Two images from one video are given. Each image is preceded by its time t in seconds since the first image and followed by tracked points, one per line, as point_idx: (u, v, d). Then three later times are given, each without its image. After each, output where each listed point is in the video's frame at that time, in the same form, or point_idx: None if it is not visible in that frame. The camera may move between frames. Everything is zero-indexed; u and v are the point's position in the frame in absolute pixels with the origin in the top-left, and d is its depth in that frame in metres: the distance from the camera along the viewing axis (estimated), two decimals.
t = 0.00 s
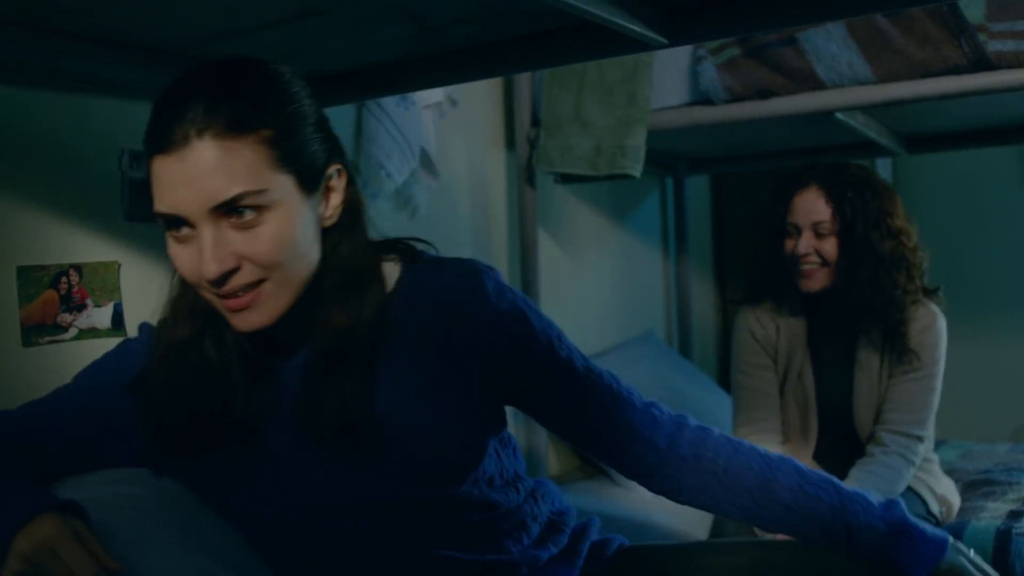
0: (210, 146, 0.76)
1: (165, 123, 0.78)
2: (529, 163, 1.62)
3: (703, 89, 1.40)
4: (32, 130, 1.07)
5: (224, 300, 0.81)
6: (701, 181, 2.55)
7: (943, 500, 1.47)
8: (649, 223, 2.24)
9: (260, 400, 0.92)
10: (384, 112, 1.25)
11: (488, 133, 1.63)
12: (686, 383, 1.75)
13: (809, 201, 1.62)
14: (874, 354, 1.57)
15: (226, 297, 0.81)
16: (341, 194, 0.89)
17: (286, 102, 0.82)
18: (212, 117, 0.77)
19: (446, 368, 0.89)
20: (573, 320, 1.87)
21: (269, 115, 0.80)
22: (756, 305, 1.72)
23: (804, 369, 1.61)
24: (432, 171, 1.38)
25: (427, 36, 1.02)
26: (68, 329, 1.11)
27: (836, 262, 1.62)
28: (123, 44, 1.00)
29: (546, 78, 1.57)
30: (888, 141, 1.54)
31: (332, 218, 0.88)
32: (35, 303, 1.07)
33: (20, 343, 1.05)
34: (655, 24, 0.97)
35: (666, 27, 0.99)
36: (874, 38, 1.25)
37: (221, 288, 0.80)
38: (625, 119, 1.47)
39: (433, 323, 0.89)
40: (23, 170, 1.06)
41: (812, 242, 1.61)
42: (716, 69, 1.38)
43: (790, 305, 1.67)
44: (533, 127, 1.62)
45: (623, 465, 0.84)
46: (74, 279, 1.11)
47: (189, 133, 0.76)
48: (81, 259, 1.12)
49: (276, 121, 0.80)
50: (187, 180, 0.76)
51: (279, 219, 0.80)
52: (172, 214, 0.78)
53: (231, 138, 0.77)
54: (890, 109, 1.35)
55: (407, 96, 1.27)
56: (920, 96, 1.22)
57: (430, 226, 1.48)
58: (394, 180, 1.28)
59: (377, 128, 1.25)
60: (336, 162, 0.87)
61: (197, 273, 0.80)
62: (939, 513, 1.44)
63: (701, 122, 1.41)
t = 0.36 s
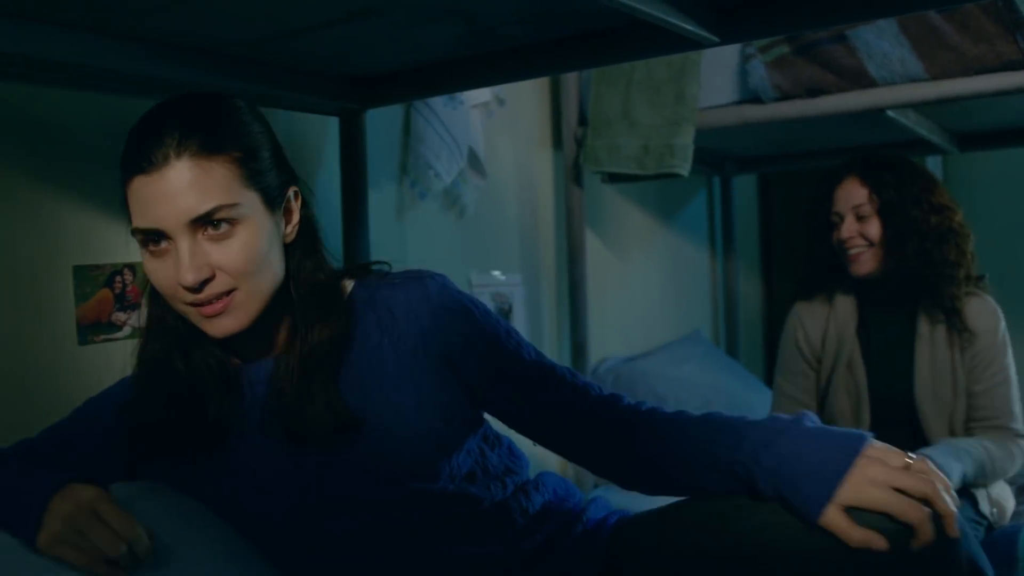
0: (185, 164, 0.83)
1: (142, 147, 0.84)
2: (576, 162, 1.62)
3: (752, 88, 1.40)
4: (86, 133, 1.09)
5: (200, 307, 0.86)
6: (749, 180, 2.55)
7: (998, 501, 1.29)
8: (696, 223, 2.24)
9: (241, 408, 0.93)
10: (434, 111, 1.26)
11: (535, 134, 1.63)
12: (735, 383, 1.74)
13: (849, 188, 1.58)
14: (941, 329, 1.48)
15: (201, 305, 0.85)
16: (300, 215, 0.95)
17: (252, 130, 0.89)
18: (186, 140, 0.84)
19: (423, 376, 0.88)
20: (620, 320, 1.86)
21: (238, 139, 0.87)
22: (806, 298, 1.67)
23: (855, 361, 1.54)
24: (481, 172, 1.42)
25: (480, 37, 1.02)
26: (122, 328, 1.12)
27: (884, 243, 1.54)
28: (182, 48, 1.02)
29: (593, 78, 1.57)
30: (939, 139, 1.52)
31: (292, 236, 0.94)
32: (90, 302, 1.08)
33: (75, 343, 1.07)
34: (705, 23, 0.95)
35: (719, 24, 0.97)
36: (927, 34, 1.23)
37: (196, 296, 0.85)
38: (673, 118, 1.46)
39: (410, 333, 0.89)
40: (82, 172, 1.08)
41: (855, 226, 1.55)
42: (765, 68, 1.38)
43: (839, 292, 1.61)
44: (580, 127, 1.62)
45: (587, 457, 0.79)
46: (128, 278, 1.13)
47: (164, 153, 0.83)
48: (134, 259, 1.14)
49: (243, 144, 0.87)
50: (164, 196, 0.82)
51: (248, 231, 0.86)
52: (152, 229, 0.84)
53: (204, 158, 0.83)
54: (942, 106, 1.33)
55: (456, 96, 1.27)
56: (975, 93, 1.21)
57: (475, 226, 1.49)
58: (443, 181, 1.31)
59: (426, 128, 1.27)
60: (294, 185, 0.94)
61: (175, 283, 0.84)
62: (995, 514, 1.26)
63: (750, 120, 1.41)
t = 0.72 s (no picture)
0: (219, 178, 0.89)
1: (179, 166, 0.90)
2: (621, 160, 1.62)
3: (799, 85, 1.40)
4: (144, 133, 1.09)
5: (233, 310, 0.92)
6: (794, 179, 2.53)
7: None
8: (741, 222, 2.22)
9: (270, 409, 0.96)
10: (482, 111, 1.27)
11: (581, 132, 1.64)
12: (780, 382, 1.72)
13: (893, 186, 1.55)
14: (988, 312, 1.47)
15: (234, 307, 0.91)
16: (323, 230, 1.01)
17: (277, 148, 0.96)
18: (218, 158, 0.90)
19: (437, 378, 0.94)
20: (667, 317, 1.86)
21: (267, 155, 0.93)
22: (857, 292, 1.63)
23: (904, 349, 1.52)
24: (526, 171, 1.42)
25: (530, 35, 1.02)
26: (173, 326, 1.13)
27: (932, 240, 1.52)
28: (239, 48, 1.03)
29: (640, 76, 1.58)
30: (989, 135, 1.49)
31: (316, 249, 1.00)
32: (142, 300, 1.10)
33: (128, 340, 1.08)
34: (755, 19, 0.92)
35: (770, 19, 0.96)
36: (979, 30, 1.22)
37: (231, 298, 0.91)
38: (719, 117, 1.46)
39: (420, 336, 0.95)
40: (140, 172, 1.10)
41: (900, 225, 1.53)
42: (813, 65, 1.38)
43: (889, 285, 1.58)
44: (625, 125, 1.63)
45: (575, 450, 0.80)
46: (179, 277, 1.13)
47: (200, 169, 0.89)
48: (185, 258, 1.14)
49: (270, 160, 0.94)
50: (200, 207, 0.89)
51: (278, 239, 0.93)
52: (190, 238, 0.90)
53: (235, 173, 0.90)
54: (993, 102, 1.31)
55: (502, 93, 1.27)
56: None
57: (521, 225, 1.50)
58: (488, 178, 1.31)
59: (472, 126, 1.28)
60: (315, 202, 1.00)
61: (210, 288, 0.90)
62: None
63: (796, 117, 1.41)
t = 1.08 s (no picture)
0: (243, 186, 0.93)
1: (207, 173, 0.94)
2: (654, 158, 1.60)
3: (834, 81, 1.41)
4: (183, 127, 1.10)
5: (250, 314, 0.93)
6: (827, 176, 2.53)
7: None
8: (774, 219, 2.21)
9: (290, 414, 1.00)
10: (512, 109, 1.29)
11: (614, 128, 1.63)
12: (816, 384, 1.70)
13: (925, 188, 1.53)
14: (1015, 311, 1.45)
15: (252, 312, 0.93)
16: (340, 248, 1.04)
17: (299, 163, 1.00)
18: (245, 167, 0.94)
19: (443, 384, 0.96)
20: (700, 314, 1.86)
21: (290, 168, 0.97)
22: (888, 295, 1.60)
23: (935, 342, 1.49)
24: (559, 168, 1.44)
25: (565, 31, 1.02)
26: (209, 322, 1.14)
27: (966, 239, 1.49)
28: (277, 47, 1.04)
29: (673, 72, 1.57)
30: None
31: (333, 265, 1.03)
32: (178, 297, 1.11)
33: (165, 336, 1.09)
34: (790, 14, 0.91)
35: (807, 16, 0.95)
36: (1017, 25, 1.20)
37: (250, 303, 0.93)
38: (754, 114, 1.45)
39: (425, 344, 0.98)
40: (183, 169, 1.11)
41: (932, 228, 1.52)
42: (848, 61, 1.38)
43: (920, 283, 1.56)
44: (658, 121, 1.61)
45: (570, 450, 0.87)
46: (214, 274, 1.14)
47: (225, 177, 0.93)
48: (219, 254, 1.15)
49: (292, 173, 0.97)
50: (224, 213, 0.92)
51: (297, 248, 0.96)
52: (213, 242, 0.93)
53: (261, 181, 0.94)
54: None
55: (535, 91, 1.31)
56: None
57: (554, 223, 1.50)
58: (521, 176, 1.33)
59: (505, 122, 1.29)
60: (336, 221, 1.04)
61: (230, 291, 0.93)
62: None
63: (831, 113, 1.42)
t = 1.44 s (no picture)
0: (254, 207, 0.91)
1: (220, 193, 0.92)
2: (685, 153, 1.61)
3: (866, 76, 1.40)
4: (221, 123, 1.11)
5: (267, 337, 0.93)
6: (860, 171, 2.52)
7: None
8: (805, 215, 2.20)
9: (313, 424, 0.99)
10: (541, 102, 1.30)
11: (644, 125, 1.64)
12: (844, 380, 1.68)
13: (958, 184, 1.51)
14: None
15: (268, 335, 0.93)
16: (359, 261, 1.02)
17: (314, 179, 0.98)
18: (256, 186, 0.92)
19: (469, 403, 0.94)
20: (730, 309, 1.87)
21: (303, 186, 0.95)
22: (919, 290, 1.58)
23: (966, 338, 1.48)
24: (588, 164, 1.45)
25: (595, 26, 1.01)
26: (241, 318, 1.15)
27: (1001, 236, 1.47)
28: (311, 44, 1.04)
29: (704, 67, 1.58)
30: None
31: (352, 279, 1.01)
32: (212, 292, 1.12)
33: (198, 331, 1.10)
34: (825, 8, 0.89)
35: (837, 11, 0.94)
36: None
37: (265, 325, 0.92)
38: (784, 108, 1.44)
39: (446, 358, 0.96)
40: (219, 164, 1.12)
41: (966, 225, 1.50)
42: (880, 54, 1.38)
43: (952, 280, 1.55)
44: (688, 117, 1.62)
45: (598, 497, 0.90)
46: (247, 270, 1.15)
47: (237, 199, 0.91)
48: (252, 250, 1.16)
49: (305, 191, 0.95)
50: (236, 236, 0.91)
51: (311, 268, 0.94)
52: (226, 266, 0.92)
53: (270, 201, 0.91)
54: None
55: (564, 86, 1.31)
56: None
57: (585, 218, 1.51)
58: (550, 171, 1.34)
59: (535, 118, 1.28)
60: (352, 233, 1.01)
61: (245, 315, 0.92)
62: None
63: (862, 107, 1.42)
